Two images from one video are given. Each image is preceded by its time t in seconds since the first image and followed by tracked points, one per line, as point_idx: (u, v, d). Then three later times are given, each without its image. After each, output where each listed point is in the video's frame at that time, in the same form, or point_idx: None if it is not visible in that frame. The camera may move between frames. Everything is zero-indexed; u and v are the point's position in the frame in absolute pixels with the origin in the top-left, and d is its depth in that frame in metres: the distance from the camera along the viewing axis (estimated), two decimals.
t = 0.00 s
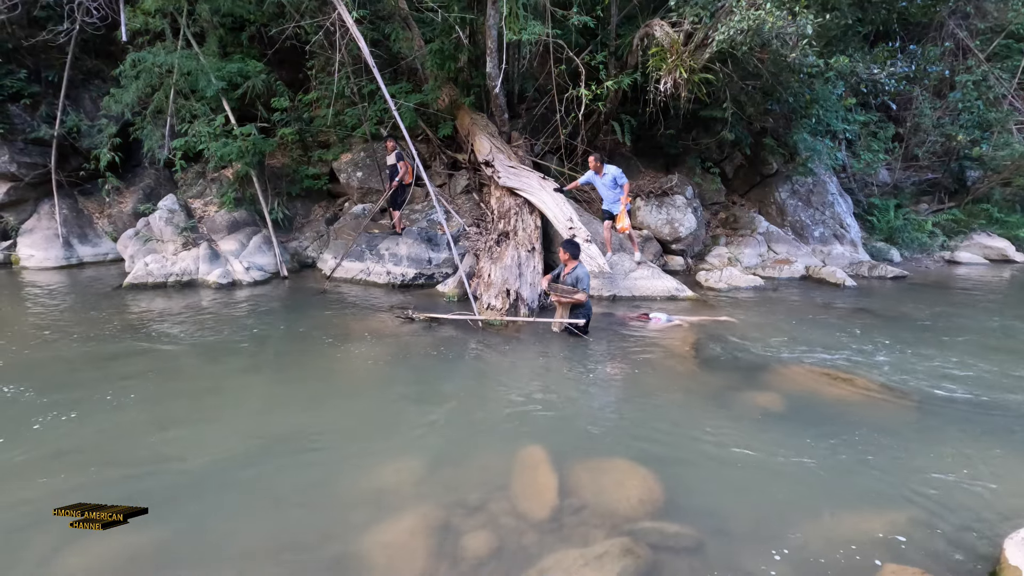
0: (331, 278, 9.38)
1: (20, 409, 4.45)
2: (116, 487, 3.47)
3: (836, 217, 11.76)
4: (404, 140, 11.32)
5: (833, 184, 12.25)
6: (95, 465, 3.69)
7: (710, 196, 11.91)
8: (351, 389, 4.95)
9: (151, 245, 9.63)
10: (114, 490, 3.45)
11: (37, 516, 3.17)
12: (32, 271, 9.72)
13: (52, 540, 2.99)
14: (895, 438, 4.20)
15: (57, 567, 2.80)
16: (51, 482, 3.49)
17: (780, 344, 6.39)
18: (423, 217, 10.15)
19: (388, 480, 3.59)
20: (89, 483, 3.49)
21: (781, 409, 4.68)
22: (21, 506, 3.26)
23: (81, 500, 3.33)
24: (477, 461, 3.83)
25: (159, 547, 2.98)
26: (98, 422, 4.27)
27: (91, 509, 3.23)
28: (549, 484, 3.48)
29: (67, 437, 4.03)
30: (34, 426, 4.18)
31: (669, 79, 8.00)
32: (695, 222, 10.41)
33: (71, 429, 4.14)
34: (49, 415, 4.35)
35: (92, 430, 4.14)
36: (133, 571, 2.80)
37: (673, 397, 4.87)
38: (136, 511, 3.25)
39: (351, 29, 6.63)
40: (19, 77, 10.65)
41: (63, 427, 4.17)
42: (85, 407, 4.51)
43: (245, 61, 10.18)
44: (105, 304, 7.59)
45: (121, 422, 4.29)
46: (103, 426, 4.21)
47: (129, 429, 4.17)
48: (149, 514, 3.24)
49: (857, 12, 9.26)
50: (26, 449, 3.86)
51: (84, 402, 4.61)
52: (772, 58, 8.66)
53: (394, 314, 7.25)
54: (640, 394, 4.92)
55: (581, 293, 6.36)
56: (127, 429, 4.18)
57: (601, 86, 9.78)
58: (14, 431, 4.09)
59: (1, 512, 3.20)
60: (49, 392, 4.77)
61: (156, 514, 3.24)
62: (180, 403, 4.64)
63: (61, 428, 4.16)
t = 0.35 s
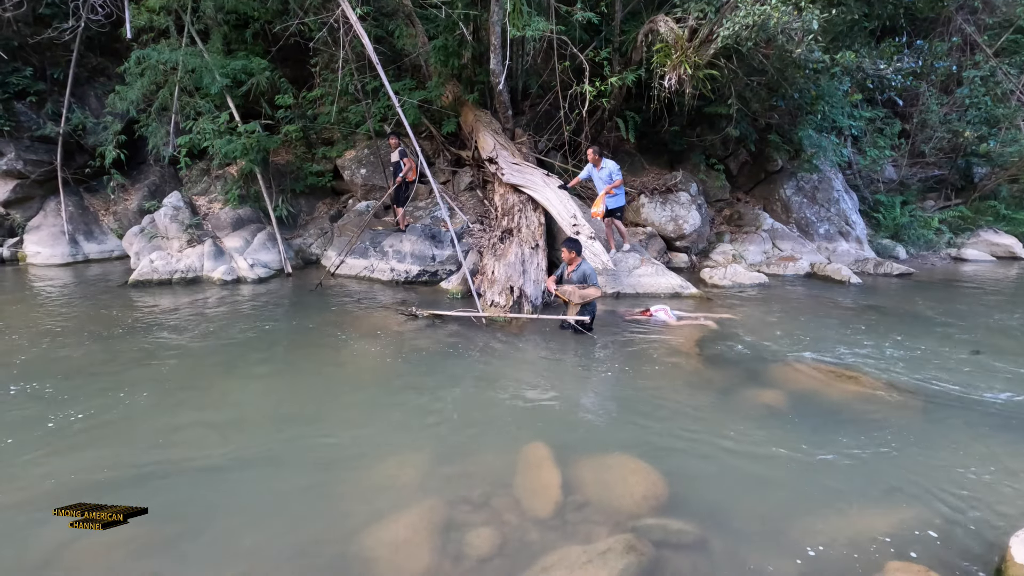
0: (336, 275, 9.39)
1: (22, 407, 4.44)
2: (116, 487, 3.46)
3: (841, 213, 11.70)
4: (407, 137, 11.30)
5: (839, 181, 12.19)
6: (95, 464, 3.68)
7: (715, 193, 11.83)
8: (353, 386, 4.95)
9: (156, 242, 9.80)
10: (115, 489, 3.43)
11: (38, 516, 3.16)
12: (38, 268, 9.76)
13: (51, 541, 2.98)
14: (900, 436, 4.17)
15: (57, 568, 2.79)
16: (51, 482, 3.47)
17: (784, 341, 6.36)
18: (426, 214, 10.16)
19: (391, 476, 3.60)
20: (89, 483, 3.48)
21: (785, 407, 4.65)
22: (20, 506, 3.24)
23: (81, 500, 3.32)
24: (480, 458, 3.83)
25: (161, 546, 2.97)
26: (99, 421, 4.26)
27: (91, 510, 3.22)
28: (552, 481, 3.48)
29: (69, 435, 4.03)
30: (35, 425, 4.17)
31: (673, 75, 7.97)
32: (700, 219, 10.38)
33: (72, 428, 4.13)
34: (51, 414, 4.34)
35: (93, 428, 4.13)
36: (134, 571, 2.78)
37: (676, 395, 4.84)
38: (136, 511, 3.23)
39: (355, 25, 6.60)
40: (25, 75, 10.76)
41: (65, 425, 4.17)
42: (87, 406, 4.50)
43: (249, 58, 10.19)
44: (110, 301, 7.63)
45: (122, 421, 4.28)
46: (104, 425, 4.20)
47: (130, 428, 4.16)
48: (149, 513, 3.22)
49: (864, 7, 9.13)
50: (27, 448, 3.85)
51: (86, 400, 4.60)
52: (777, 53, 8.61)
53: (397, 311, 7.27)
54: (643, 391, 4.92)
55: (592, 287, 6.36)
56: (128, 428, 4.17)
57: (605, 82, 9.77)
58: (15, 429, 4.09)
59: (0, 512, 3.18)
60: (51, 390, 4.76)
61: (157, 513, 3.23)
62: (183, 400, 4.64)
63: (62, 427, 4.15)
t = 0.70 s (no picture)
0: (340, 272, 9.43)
1: (25, 405, 4.43)
2: (116, 486, 3.44)
3: (847, 211, 11.64)
4: (411, 134, 11.29)
5: (844, 178, 12.13)
6: (96, 463, 3.66)
7: (720, 190, 11.78)
8: (356, 383, 4.95)
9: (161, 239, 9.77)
10: (114, 489, 3.41)
11: (37, 516, 3.13)
12: (45, 266, 9.82)
13: (51, 540, 2.96)
14: (906, 432, 4.16)
15: (57, 568, 2.77)
16: (52, 481, 3.45)
17: (790, 339, 6.33)
18: (430, 212, 10.16)
19: (395, 473, 3.60)
20: (90, 482, 3.46)
21: (791, 405, 4.64)
22: (19, 505, 3.21)
23: (80, 500, 3.29)
24: (484, 455, 3.82)
25: (162, 544, 2.96)
26: (101, 419, 4.25)
27: (90, 509, 3.20)
28: (556, 477, 3.48)
29: (70, 434, 4.01)
30: (37, 423, 4.16)
31: (678, 71, 7.92)
32: (704, 217, 10.35)
33: (75, 426, 4.12)
34: (54, 412, 4.33)
35: (95, 426, 4.12)
36: (136, 569, 2.77)
37: (681, 392, 4.83)
38: (136, 511, 3.20)
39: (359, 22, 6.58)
40: (32, 73, 10.84)
41: (66, 424, 4.15)
42: (89, 404, 4.49)
43: (253, 55, 10.19)
44: (116, 298, 7.66)
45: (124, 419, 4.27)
46: (106, 423, 4.19)
47: (132, 426, 4.15)
48: (150, 513, 3.19)
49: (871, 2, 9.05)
50: (29, 446, 3.84)
51: (89, 398, 4.59)
52: (782, 49, 8.57)
53: (401, 309, 7.27)
54: (647, 388, 4.90)
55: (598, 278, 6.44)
56: (131, 426, 4.16)
57: (609, 79, 9.74)
58: (17, 428, 4.08)
59: None
60: (54, 388, 4.76)
61: (157, 514, 3.20)
62: (185, 398, 4.63)
63: (65, 424, 4.14)
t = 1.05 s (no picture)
0: (343, 270, 9.51)
1: (29, 403, 4.45)
2: (118, 485, 3.43)
3: (853, 209, 11.59)
4: (416, 132, 11.30)
5: (850, 176, 12.08)
6: (97, 463, 3.65)
7: (725, 187, 11.77)
8: (361, 381, 4.97)
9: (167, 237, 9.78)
10: (115, 489, 3.40)
11: (38, 516, 3.13)
12: (53, 263, 9.91)
13: (51, 540, 2.95)
14: (911, 431, 4.15)
15: (58, 569, 2.76)
16: (54, 481, 3.45)
17: (795, 337, 6.32)
18: (435, 210, 10.19)
19: (400, 469, 3.62)
20: (91, 481, 3.46)
21: (796, 403, 4.63)
22: (20, 504, 3.21)
23: (81, 500, 3.28)
24: (488, 452, 3.83)
25: (166, 544, 2.95)
26: (104, 417, 4.25)
27: (91, 509, 3.19)
28: (561, 474, 3.49)
29: (73, 432, 4.02)
30: (41, 421, 4.17)
31: (684, 69, 7.86)
32: (709, 214, 10.33)
33: (77, 424, 4.13)
34: (57, 410, 4.34)
35: (99, 425, 4.13)
36: (139, 569, 2.77)
37: (685, 390, 4.83)
38: (136, 511, 3.19)
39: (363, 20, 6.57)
40: (39, 72, 10.88)
41: (70, 421, 4.17)
42: (93, 402, 4.50)
43: (258, 53, 10.20)
44: (123, 295, 7.71)
45: (128, 416, 4.28)
46: (110, 421, 4.20)
47: (134, 425, 4.15)
48: (150, 513, 3.18)
49: None
50: (31, 444, 3.85)
51: (92, 396, 4.60)
52: (789, 46, 8.53)
53: (406, 306, 7.30)
54: (652, 386, 4.91)
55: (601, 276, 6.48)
56: (133, 424, 4.16)
57: (614, 77, 9.72)
58: (22, 425, 4.09)
59: None
60: (59, 385, 4.79)
61: (157, 513, 3.19)
62: (189, 396, 4.64)
63: (68, 423, 4.15)
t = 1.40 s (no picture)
0: (347, 267, 9.59)
1: (30, 402, 4.44)
2: (118, 485, 3.42)
3: (858, 207, 11.55)
4: (420, 130, 11.30)
5: (855, 174, 12.03)
6: (97, 462, 3.64)
7: (730, 186, 11.76)
8: (364, 378, 4.97)
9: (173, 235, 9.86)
10: (114, 489, 3.38)
11: (37, 516, 3.11)
12: (58, 261, 9.95)
13: (50, 540, 2.93)
14: (916, 429, 4.14)
15: (57, 568, 2.75)
16: (54, 480, 3.44)
17: (800, 335, 6.30)
18: (439, 208, 10.20)
19: (404, 467, 3.63)
20: (91, 481, 3.44)
21: (800, 401, 4.62)
22: (21, 504, 3.20)
23: (80, 500, 3.27)
24: (491, 450, 3.84)
25: (170, 542, 2.94)
26: (105, 416, 4.24)
27: (91, 509, 3.17)
28: (564, 473, 3.49)
29: (76, 431, 4.01)
30: (43, 420, 4.17)
31: (687, 67, 7.81)
32: (713, 212, 10.31)
33: (78, 423, 4.12)
34: (58, 409, 4.33)
35: (101, 424, 4.12)
36: (140, 568, 2.76)
37: (689, 389, 4.82)
38: (136, 511, 3.17)
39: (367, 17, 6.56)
40: (45, 70, 10.89)
41: (73, 420, 4.17)
42: (96, 400, 4.51)
43: (262, 51, 10.20)
44: (128, 293, 7.73)
45: (130, 415, 4.28)
46: (113, 419, 4.20)
47: (136, 424, 4.14)
48: (150, 512, 3.17)
49: None
50: (32, 444, 3.83)
51: (94, 394, 4.60)
52: (794, 44, 8.50)
53: (410, 304, 7.31)
54: (656, 384, 4.91)
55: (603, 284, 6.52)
56: (134, 423, 4.15)
57: (618, 74, 9.70)
58: (24, 424, 4.09)
59: None
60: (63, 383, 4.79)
61: (157, 513, 3.17)
62: (192, 394, 4.64)
63: (69, 422, 4.14)
